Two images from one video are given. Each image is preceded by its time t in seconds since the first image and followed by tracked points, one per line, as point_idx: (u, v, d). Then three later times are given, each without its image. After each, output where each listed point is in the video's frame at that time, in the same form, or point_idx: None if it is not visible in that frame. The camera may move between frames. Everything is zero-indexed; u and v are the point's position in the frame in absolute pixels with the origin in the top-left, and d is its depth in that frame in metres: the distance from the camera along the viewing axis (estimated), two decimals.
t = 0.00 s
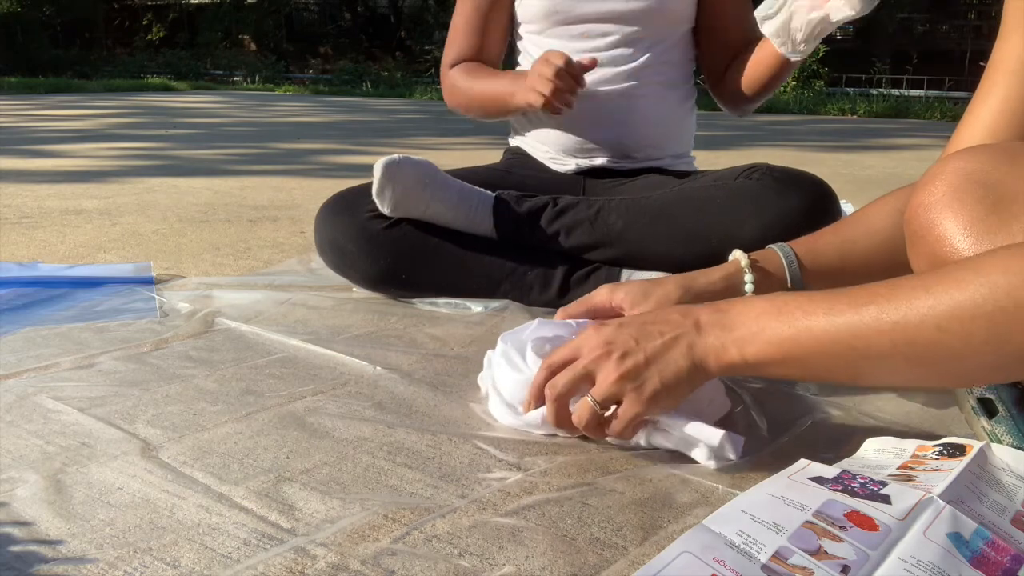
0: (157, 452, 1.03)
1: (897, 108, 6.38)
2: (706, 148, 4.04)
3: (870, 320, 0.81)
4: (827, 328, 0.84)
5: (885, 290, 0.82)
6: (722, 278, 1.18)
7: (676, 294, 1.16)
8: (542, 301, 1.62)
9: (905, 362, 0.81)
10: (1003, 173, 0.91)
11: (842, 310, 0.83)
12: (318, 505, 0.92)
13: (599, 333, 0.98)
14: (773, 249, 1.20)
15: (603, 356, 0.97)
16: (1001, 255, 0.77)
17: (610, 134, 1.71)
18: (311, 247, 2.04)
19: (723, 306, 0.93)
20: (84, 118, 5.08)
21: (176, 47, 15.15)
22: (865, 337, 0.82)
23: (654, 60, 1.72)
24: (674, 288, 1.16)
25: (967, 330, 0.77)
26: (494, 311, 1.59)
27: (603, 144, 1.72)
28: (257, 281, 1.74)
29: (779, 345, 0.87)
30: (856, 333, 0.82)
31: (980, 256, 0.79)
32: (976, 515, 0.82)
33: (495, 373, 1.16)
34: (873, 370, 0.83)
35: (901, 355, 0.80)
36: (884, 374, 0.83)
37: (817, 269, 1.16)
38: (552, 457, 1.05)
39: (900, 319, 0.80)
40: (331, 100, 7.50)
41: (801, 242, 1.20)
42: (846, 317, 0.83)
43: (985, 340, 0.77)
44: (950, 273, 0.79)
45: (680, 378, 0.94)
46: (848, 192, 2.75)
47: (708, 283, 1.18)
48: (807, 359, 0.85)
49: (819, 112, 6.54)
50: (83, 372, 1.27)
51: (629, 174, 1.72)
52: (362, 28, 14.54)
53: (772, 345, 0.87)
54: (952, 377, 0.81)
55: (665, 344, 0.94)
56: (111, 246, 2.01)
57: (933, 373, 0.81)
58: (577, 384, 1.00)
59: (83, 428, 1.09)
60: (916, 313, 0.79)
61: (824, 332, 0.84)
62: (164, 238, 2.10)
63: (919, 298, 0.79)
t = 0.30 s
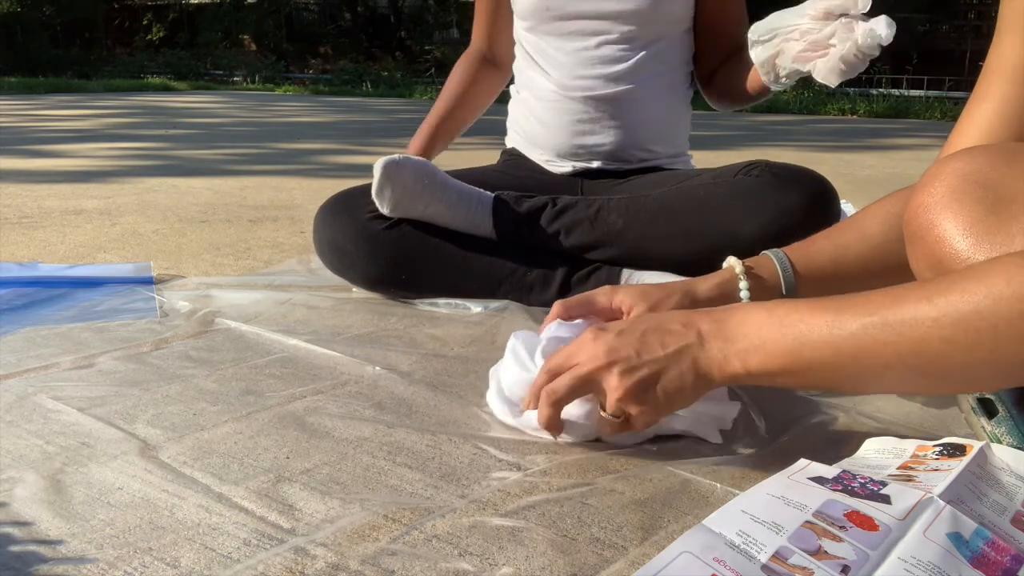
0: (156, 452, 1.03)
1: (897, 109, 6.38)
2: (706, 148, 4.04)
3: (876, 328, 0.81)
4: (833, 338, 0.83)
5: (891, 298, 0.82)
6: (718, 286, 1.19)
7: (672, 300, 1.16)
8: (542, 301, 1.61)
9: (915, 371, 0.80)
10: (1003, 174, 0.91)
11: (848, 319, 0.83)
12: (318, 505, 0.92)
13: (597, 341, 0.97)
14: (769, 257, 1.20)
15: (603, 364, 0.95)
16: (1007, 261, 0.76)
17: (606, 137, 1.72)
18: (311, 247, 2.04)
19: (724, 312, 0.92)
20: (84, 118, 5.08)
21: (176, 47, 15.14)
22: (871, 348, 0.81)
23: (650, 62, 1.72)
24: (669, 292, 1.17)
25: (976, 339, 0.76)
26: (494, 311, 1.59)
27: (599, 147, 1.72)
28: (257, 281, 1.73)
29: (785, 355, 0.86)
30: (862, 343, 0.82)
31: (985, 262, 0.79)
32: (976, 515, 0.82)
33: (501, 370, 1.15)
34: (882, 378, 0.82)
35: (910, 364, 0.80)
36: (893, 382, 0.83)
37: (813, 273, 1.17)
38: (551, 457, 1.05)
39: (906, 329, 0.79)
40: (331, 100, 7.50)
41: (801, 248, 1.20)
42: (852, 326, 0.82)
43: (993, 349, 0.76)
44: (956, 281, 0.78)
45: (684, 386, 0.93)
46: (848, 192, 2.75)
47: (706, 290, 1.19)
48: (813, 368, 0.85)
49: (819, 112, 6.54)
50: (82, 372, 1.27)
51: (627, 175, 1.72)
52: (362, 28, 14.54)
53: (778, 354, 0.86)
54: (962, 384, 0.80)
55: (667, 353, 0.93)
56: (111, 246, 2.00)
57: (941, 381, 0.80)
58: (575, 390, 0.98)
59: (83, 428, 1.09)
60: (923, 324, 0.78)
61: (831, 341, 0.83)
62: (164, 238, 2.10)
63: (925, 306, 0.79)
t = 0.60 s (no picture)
0: (156, 452, 1.03)
1: (897, 109, 6.37)
2: (706, 148, 4.03)
3: (887, 334, 0.80)
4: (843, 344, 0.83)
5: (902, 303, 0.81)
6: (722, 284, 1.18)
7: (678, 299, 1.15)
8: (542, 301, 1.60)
9: (927, 378, 0.80)
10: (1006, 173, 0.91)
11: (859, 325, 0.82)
12: (318, 504, 0.92)
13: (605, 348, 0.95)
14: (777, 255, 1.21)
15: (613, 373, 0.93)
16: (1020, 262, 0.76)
17: (605, 137, 1.72)
18: (311, 247, 2.04)
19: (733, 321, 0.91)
20: (84, 118, 5.08)
21: (177, 47, 15.14)
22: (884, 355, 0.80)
23: (648, 62, 1.72)
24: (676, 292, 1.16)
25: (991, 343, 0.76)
26: (494, 311, 1.59)
27: (598, 147, 1.72)
28: (258, 281, 1.73)
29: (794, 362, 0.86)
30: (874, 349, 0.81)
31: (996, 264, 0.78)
32: (976, 515, 0.82)
33: (484, 378, 1.15)
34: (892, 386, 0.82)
35: (923, 371, 0.79)
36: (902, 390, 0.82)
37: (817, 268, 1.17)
38: (551, 457, 1.05)
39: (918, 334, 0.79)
40: (332, 100, 7.50)
41: (804, 246, 1.20)
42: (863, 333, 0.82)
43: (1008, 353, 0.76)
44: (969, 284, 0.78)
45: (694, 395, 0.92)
46: (848, 193, 2.75)
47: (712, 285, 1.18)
48: (822, 376, 0.84)
49: (818, 112, 6.54)
50: (82, 372, 1.26)
51: (626, 175, 1.72)
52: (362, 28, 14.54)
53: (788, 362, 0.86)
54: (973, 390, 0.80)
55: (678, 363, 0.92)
56: (111, 246, 2.00)
57: (950, 387, 0.80)
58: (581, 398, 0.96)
59: (82, 428, 1.09)
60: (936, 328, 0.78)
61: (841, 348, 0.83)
62: (164, 238, 2.10)
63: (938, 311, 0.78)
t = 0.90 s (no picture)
0: (156, 452, 1.03)
1: (897, 109, 6.37)
2: (706, 148, 4.03)
3: (945, 326, 0.72)
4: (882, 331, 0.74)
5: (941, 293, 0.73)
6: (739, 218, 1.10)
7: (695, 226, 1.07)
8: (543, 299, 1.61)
9: (961, 379, 0.72)
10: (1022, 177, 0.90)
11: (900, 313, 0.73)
12: (318, 505, 0.92)
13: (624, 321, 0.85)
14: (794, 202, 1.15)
15: (631, 356, 0.85)
16: None
17: (603, 137, 1.72)
18: (311, 247, 2.04)
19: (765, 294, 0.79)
20: (85, 118, 5.08)
21: (177, 46, 15.13)
22: (925, 349, 0.72)
23: (647, 62, 1.72)
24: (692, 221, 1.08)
25: None
26: (494, 311, 1.59)
27: (597, 146, 1.72)
28: (258, 281, 1.73)
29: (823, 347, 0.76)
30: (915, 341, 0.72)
31: None
32: (976, 515, 0.82)
33: (479, 383, 1.16)
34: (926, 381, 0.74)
35: (960, 370, 0.72)
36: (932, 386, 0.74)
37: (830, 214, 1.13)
38: (551, 457, 1.05)
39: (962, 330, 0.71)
40: (332, 99, 7.50)
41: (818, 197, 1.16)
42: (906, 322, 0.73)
43: None
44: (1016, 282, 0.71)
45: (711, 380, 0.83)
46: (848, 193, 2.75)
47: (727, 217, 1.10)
48: (845, 361, 0.75)
49: (818, 112, 6.54)
50: (82, 372, 1.26)
51: (625, 174, 1.71)
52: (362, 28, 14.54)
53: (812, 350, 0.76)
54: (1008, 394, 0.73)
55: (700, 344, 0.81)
56: (111, 246, 2.00)
57: (992, 391, 0.73)
58: (609, 382, 0.91)
59: (82, 428, 1.09)
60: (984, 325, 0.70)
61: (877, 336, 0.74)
62: (164, 238, 2.10)
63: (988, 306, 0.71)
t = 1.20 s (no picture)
0: (156, 452, 1.03)
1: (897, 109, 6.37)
2: (706, 148, 4.03)
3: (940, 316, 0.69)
4: (821, 334, 0.73)
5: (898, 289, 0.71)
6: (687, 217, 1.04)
7: (654, 244, 1.01)
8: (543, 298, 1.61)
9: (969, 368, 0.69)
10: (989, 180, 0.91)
11: (829, 311, 0.73)
12: (318, 505, 0.92)
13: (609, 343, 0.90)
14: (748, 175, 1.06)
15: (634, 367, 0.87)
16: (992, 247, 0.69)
17: (603, 135, 1.71)
18: (311, 247, 2.04)
19: (705, 302, 0.82)
20: (85, 118, 5.09)
21: (177, 46, 15.12)
22: (921, 341, 0.70)
23: (646, 61, 1.72)
24: (645, 235, 1.02)
25: (970, 336, 0.68)
26: (494, 311, 1.59)
27: (597, 144, 1.72)
28: (258, 281, 1.73)
29: (765, 354, 0.76)
30: (850, 338, 0.72)
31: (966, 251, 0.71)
32: (976, 515, 0.82)
33: (479, 383, 1.16)
34: (873, 384, 0.73)
35: (961, 359, 0.69)
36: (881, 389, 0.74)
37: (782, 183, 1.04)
38: (552, 457, 1.05)
39: (891, 322, 0.70)
40: (332, 99, 7.49)
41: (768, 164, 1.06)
42: (836, 318, 0.73)
43: (991, 355, 0.68)
44: (941, 270, 0.70)
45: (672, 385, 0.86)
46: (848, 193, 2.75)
47: (671, 217, 1.04)
48: (849, 363, 0.73)
49: (818, 112, 6.54)
50: (82, 372, 1.26)
51: (625, 173, 1.71)
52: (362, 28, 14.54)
53: (754, 356, 0.77)
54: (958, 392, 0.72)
55: (655, 353, 0.83)
56: (111, 246, 2.00)
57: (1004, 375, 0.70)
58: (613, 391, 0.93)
59: (82, 428, 1.09)
60: (912, 316, 0.70)
61: (813, 337, 0.74)
62: (164, 238, 2.10)
63: (912, 297, 0.70)
